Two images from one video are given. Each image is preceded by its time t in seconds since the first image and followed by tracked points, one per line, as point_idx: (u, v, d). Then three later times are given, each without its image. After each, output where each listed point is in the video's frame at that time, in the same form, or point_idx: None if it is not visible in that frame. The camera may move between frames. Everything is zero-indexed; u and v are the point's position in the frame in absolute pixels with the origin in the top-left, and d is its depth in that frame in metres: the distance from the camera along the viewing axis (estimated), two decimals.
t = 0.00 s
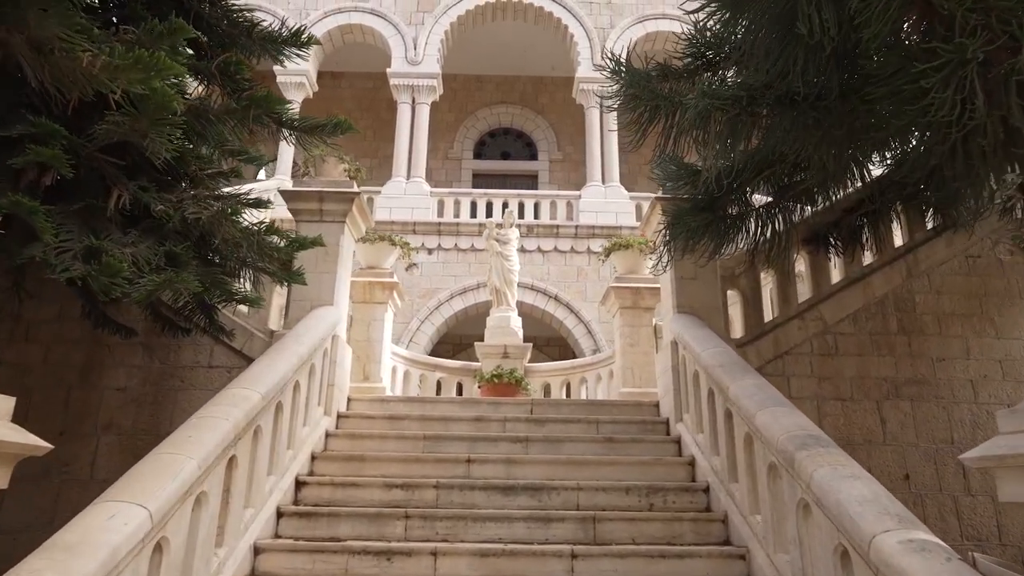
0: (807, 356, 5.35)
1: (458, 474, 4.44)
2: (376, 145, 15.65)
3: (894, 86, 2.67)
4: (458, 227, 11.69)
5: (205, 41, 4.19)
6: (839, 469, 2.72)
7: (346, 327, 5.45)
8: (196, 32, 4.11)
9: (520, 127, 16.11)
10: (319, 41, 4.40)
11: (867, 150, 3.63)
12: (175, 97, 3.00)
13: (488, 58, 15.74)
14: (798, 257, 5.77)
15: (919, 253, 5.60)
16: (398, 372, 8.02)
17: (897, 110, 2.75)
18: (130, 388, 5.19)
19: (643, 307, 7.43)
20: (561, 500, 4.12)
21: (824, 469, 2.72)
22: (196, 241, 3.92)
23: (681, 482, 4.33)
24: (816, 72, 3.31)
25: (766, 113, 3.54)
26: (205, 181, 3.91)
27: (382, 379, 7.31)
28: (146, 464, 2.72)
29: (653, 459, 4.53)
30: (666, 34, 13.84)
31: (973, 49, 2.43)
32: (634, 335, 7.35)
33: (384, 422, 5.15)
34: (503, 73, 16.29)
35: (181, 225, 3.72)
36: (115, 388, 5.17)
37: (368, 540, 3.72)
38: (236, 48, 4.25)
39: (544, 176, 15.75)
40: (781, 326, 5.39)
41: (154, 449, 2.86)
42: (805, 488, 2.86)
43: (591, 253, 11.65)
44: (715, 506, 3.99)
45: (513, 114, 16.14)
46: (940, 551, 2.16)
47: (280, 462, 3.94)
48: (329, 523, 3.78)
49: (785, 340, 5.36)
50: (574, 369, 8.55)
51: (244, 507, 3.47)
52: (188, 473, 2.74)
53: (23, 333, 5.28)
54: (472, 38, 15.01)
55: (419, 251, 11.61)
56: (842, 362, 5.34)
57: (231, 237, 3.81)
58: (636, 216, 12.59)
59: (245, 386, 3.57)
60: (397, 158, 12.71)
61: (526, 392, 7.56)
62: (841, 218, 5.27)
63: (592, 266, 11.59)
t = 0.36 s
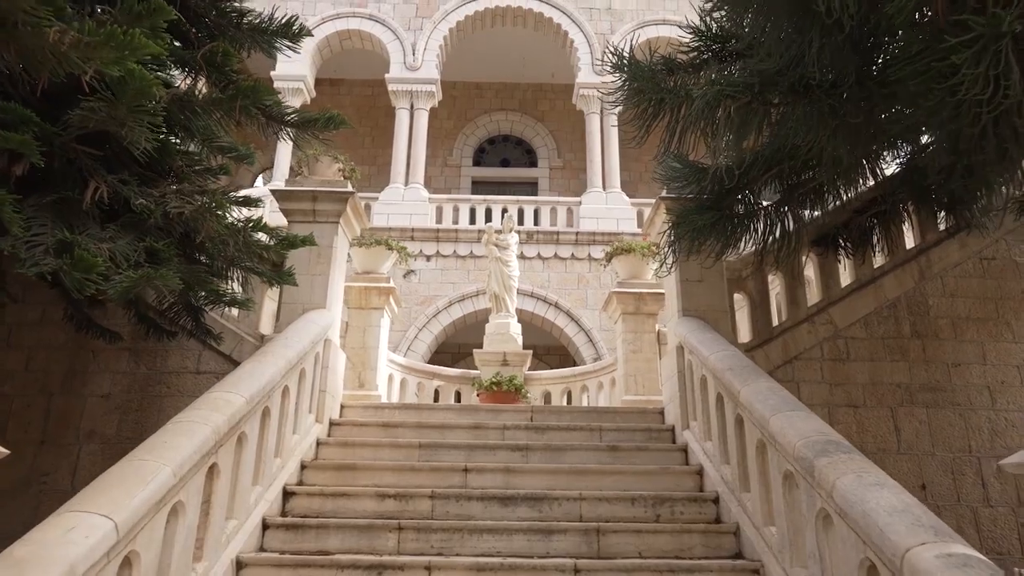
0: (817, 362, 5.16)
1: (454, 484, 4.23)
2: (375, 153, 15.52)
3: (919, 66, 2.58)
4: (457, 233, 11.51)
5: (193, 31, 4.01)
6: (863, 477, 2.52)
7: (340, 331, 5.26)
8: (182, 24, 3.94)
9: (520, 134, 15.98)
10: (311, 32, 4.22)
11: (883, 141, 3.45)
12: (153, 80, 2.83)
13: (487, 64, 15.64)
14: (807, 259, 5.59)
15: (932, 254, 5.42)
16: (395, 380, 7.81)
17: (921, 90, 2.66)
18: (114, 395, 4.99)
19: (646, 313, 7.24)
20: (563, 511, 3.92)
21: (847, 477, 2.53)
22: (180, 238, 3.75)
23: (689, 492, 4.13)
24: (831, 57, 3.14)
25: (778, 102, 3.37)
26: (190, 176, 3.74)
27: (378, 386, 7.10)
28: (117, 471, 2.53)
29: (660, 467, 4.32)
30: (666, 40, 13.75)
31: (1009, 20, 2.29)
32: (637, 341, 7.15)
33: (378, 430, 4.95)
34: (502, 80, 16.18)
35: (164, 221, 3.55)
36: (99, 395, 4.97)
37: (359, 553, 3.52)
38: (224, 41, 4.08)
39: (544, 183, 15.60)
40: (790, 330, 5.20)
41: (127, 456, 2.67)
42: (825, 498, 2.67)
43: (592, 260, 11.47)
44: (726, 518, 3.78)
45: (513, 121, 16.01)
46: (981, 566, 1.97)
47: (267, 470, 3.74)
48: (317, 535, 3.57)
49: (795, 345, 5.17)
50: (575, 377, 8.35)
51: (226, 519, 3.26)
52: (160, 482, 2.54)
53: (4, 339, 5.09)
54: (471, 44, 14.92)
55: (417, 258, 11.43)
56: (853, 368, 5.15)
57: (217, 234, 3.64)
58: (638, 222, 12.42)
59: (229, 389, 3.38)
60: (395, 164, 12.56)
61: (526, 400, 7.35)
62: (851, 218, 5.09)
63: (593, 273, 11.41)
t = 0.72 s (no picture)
0: (828, 369, 4.98)
1: (451, 496, 4.04)
2: (373, 161, 15.39)
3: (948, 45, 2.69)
4: (456, 241, 11.35)
5: (179, 22, 3.83)
6: (890, 488, 2.33)
7: (333, 336, 5.07)
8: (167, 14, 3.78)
9: (520, 142, 15.85)
10: (302, 25, 4.04)
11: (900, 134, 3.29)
12: (127, 65, 2.67)
13: (487, 72, 15.54)
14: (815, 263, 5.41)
15: (945, 258, 5.24)
16: (391, 389, 7.62)
17: (949, 69, 2.74)
18: (97, 404, 4.80)
19: (649, 320, 7.06)
20: (564, 525, 3.72)
21: (873, 488, 2.33)
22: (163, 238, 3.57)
23: (698, 504, 3.93)
24: (846, 43, 2.98)
25: (790, 91, 3.19)
26: (171, 171, 3.58)
27: (373, 395, 6.91)
28: (83, 483, 2.34)
29: (666, 479, 4.12)
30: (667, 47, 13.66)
31: None
32: (640, 349, 6.97)
33: (372, 440, 4.75)
34: (502, 88, 16.09)
35: (145, 218, 3.37)
36: (81, 403, 4.78)
37: (349, 570, 3.31)
38: (212, 33, 3.91)
39: (544, 191, 15.45)
40: (799, 336, 5.02)
41: (96, 466, 2.48)
42: (848, 511, 2.48)
43: (593, 268, 11.30)
44: (737, 532, 3.58)
45: (512, 129, 15.89)
46: None
47: (252, 482, 3.54)
48: (305, 551, 3.37)
49: (804, 351, 4.98)
50: (576, 386, 8.15)
51: (206, 534, 3.07)
52: (129, 494, 2.35)
53: None
54: (470, 51, 14.83)
55: (415, 266, 11.26)
56: (865, 375, 4.96)
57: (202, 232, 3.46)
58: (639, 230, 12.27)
59: (211, 395, 3.19)
60: (393, 171, 12.42)
61: (526, 410, 7.15)
62: (861, 220, 4.89)
63: (593, 280, 11.23)
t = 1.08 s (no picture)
0: (839, 373, 4.79)
1: (447, 505, 3.84)
2: (372, 168, 15.25)
3: (984, 15, 2.59)
4: (455, 247, 11.18)
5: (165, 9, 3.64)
6: (924, 496, 2.14)
7: (326, 340, 4.89)
8: None
9: (519, 149, 15.72)
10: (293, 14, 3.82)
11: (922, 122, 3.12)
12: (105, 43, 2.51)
13: (486, 79, 15.43)
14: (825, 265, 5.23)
15: (960, 259, 5.07)
16: (388, 396, 7.42)
17: (986, 42, 2.64)
18: (80, 410, 4.62)
19: (652, 325, 6.88)
20: (568, 536, 3.53)
21: (904, 495, 2.15)
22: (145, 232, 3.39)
23: (707, 514, 3.73)
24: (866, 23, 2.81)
25: (805, 75, 3.02)
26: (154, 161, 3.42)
27: (369, 403, 6.71)
28: (46, 489, 2.16)
29: (674, 487, 3.93)
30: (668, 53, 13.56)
31: None
32: (644, 355, 6.78)
33: (366, 447, 4.56)
34: (502, 95, 15.98)
35: (125, 211, 3.19)
36: (63, 410, 4.60)
37: None
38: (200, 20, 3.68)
39: (544, 199, 15.30)
40: (809, 340, 4.84)
41: (62, 471, 2.29)
42: (876, 521, 2.29)
43: (594, 274, 11.13)
44: (751, 544, 3.38)
45: (512, 136, 15.76)
46: None
47: (237, 491, 3.35)
48: (291, 563, 3.17)
49: (814, 355, 4.80)
50: (578, 394, 7.95)
51: (185, 545, 2.87)
52: (96, 502, 2.17)
53: None
54: (470, 57, 14.72)
55: (413, 272, 11.09)
56: (879, 380, 4.78)
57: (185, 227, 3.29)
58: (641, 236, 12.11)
59: (193, 397, 3.01)
60: (392, 177, 12.26)
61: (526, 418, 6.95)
62: (872, 219, 4.67)
63: (595, 287, 11.05)
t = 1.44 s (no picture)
0: (853, 378, 4.60)
1: (444, 516, 3.64)
2: (370, 175, 15.12)
3: None
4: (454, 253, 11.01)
5: None
6: (966, 505, 1.95)
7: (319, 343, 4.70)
8: None
9: (519, 156, 15.59)
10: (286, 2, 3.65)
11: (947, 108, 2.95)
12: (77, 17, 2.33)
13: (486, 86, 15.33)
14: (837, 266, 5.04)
15: (976, 260, 4.88)
16: (385, 404, 7.22)
17: None
18: (61, 416, 4.43)
19: (656, 331, 6.70)
20: (571, 549, 3.33)
21: (943, 504, 1.96)
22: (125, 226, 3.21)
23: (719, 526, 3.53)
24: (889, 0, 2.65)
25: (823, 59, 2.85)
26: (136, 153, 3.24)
27: (365, 411, 6.52)
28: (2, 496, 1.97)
29: (683, 498, 3.73)
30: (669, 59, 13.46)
31: None
32: (647, 361, 6.59)
33: (360, 456, 4.36)
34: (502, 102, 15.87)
35: (104, 203, 3.02)
36: (44, 416, 4.41)
37: None
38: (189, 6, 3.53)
39: (544, 206, 15.16)
40: (820, 344, 4.65)
41: (22, 477, 2.11)
42: (912, 534, 2.10)
43: (595, 281, 10.95)
44: (766, 558, 3.17)
45: (512, 143, 15.63)
46: None
47: (220, 502, 3.15)
48: None
49: (827, 359, 4.61)
50: (579, 402, 7.76)
51: (161, 560, 2.67)
52: (56, 511, 1.98)
53: None
54: (470, 64, 14.62)
55: (411, 279, 10.92)
56: (894, 385, 4.59)
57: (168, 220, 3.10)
58: (642, 243, 11.94)
59: (172, 400, 2.82)
60: (390, 183, 12.11)
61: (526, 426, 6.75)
62: (884, 220, 4.43)
63: (596, 294, 10.88)
